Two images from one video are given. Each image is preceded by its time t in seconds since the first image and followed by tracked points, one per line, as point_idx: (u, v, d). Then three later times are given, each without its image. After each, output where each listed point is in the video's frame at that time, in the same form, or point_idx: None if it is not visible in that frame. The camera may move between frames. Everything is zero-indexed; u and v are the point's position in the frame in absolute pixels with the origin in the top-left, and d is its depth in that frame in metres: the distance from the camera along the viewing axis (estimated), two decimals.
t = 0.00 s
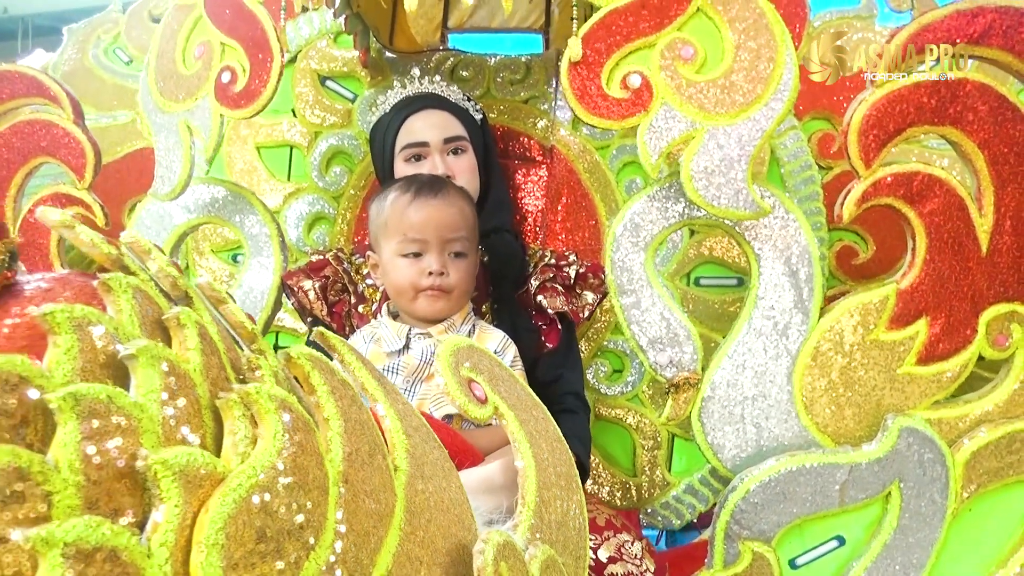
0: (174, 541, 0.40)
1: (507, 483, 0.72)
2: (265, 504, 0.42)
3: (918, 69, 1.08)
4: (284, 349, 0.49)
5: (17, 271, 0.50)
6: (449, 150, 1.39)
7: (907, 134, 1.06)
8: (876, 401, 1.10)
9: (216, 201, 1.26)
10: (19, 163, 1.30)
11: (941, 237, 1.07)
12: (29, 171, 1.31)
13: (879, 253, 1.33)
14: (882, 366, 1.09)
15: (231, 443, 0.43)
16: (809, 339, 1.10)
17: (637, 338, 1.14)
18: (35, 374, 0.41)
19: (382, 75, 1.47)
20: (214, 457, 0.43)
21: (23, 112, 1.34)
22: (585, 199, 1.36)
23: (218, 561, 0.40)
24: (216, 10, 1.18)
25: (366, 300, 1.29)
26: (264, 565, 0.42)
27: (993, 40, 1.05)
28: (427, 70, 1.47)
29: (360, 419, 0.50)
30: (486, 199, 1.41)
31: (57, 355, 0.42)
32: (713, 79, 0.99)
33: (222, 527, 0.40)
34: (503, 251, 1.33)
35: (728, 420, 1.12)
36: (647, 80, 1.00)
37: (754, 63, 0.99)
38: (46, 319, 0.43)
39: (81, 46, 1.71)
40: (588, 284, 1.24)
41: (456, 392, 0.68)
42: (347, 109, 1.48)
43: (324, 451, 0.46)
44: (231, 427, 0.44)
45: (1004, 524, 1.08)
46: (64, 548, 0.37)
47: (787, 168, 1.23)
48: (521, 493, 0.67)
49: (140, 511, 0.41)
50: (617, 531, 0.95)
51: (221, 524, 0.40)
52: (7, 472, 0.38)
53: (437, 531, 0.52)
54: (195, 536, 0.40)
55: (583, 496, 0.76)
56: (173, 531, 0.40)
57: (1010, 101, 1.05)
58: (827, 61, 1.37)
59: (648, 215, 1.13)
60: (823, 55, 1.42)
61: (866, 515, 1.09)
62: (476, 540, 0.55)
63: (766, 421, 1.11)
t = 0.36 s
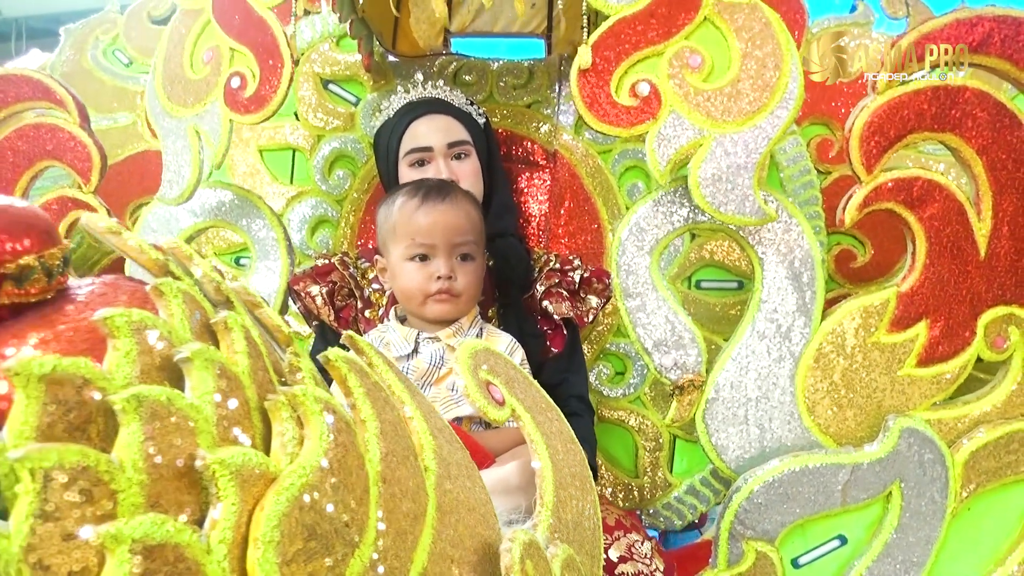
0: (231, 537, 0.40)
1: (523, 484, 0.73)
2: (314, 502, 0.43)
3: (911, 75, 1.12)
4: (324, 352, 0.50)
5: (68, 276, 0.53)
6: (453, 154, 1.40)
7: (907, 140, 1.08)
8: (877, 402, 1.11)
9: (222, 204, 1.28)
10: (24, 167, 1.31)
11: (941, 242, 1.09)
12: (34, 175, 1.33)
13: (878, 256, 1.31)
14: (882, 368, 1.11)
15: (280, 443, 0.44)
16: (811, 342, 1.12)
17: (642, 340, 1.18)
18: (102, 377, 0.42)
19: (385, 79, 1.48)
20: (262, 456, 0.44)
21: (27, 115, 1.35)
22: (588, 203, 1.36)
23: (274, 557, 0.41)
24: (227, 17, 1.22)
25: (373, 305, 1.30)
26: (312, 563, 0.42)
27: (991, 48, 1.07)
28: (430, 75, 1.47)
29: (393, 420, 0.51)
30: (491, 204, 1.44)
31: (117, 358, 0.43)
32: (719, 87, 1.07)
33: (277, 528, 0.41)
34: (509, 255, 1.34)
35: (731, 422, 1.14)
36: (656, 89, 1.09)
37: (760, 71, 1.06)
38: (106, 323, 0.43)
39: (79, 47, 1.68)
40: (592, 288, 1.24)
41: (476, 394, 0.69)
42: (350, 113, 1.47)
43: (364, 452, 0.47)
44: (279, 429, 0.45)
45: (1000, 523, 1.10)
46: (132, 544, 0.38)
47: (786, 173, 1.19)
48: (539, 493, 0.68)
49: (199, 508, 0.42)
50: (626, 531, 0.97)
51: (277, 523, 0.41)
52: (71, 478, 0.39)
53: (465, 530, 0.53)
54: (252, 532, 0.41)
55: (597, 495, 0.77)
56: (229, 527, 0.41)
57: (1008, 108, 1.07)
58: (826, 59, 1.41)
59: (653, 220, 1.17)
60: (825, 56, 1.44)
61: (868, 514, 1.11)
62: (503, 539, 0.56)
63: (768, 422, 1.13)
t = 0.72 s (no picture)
0: (268, 532, 0.40)
1: (530, 482, 0.76)
2: (344, 497, 0.43)
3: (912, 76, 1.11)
4: (347, 354, 0.51)
5: (102, 280, 0.52)
6: (449, 157, 1.40)
7: (902, 145, 1.10)
8: (872, 402, 1.13)
9: (224, 208, 1.30)
10: (25, 169, 1.32)
11: (935, 245, 1.11)
12: (34, 177, 1.34)
13: (871, 258, 1.32)
14: (879, 369, 1.13)
15: (310, 442, 0.44)
16: (807, 343, 1.14)
17: (641, 342, 1.21)
18: (144, 376, 0.42)
19: (384, 82, 1.49)
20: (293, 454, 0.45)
21: (28, 118, 1.36)
22: (586, 206, 1.37)
23: (309, 551, 0.40)
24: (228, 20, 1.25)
25: (371, 311, 1.30)
26: (345, 560, 0.42)
27: (983, 55, 1.08)
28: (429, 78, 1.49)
29: (410, 419, 0.52)
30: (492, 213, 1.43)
31: (158, 358, 0.44)
32: (719, 93, 1.13)
33: (309, 524, 0.41)
34: (508, 262, 1.36)
35: (730, 421, 1.16)
36: (658, 93, 1.14)
37: (760, 77, 1.12)
38: (147, 324, 0.44)
39: (78, 50, 1.69)
40: (590, 292, 1.26)
41: (486, 395, 0.70)
42: (349, 116, 1.47)
43: (388, 451, 0.48)
44: (308, 428, 0.45)
45: (992, 521, 1.12)
46: (175, 538, 0.38)
47: (781, 176, 1.20)
48: (547, 492, 0.69)
49: (235, 505, 0.43)
50: (629, 529, 0.98)
51: (312, 520, 0.41)
52: (113, 476, 0.40)
53: (480, 527, 0.54)
54: (288, 527, 0.41)
55: (602, 495, 0.78)
56: (266, 521, 0.40)
57: (999, 113, 1.09)
58: (827, 58, 1.38)
59: (650, 223, 1.21)
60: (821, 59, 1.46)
61: (863, 513, 1.13)
62: (515, 536, 0.57)
63: (766, 422, 1.15)
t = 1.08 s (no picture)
0: (296, 525, 0.42)
1: (533, 480, 0.78)
2: (367, 492, 0.44)
3: (909, 78, 1.12)
4: (363, 354, 0.53)
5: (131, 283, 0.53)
6: (450, 164, 1.40)
7: (892, 151, 1.12)
8: (864, 403, 1.15)
9: (223, 210, 1.33)
10: (23, 172, 1.33)
11: (925, 249, 1.13)
12: (33, 179, 1.34)
13: (862, 261, 1.35)
14: (870, 370, 1.15)
15: (333, 439, 0.46)
16: (801, 344, 1.16)
17: (638, 344, 1.23)
18: (177, 375, 0.44)
19: (382, 86, 1.49)
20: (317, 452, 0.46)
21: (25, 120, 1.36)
22: (581, 210, 1.39)
23: (336, 544, 0.42)
24: (229, 25, 1.26)
25: (368, 314, 1.32)
26: (370, 554, 0.44)
27: (971, 63, 1.11)
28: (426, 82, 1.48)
29: (423, 418, 0.53)
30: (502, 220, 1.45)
31: (190, 358, 0.45)
32: (714, 100, 1.15)
33: (339, 517, 0.42)
34: (504, 266, 1.37)
35: (725, 422, 1.18)
36: (654, 100, 1.17)
37: (754, 85, 1.14)
38: (178, 326, 0.45)
39: (73, 52, 1.69)
40: (584, 293, 1.29)
41: (490, 394, 0.72)
42: (346, 119, 1.48)
43: (404, 449, 0.49)
44: (331, 426, 0.47)
45: (980, 518, 1.15)
46: (212, 531, 0.39)
47: (773, 181, 1.22)
48: (551, 489, 0.71)
49: (264, 500, 0.44)
50: (627, 528, 1.00)
51: (340, 514, 0.42)
52: (155, 472, 0.40)
53: (489, 523, 0.55)
54: (315, 519, 0.42)
55: (602, 493, 0.79)
56: (295, 514, 0.42)
57: (986, 119, 1.11)
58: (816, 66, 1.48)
59: (644, 227, 1.23)
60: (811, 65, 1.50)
61: (854, 511, 1.15)
62: (524, 531, 0.58)
63: (760, 423, 1.17)
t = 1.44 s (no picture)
0: (317, 516, 0.43)
1: (534, 477, 0.80)
2: (382, 485, 0.46)
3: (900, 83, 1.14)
4: (375, 353, 0.54)
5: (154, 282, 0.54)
6: (452, 161, 1.38)
7: (884, 155, 1.14)
8: (855, 402, 1.18)
9: (223, 211, 1.34)
10: (24, 171, 1.34)
11: (915, 250, 1.16)
12: (33, 179, 1.35)
13: (853, 263, 1.37)
14: (860, 370, 1.17)
15: (349, 434, 0.47)
16: (793, 344, 1.18)
17: (634, 343, 1.25)
18: (204, 372, 0.45)
19: (380, 88, 1.49)
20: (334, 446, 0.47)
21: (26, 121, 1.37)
22: (577, 211, 1.41)
23: (354, 535, 0.43)
24: (230, 28, 1.31)
25: (368, 311, 1.33)
26: (386, 544, 0.45)
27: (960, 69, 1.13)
28: (423, 85, 1.49)
29: (431, 415, 0.55)
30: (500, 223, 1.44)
31: (216, 356, 0.46)
32: (710, 104, 1.18)
33: (358, 508, 0.44)
34: (503, 264, 1.37)
35: (718, 421, 1.20)
36: (651, 104, 1.19)
37: (749, 89, 1.17)
38: (204, 325, 0.46)
39: (72, 52, 1.69)
40: (583, 294, 1.28)
41: (493, 393, 0.73)
42: (344, 121, 1.48)
43: (416, 444, 0.51)
44: (347, 422, 0.48)
45: (968, 515, 1.17)
46: (238, 521, 0.40)
47: (766, 183, 1.24)
48: (552, 486, 0.72)
49: (286, 491, 0.45)
50: (624, 524, 1.02)
51: (358, 506, 0.44)
52: (181, 464, 0.42)
53: (494, 517, 0.57)
54: (334, 511, 0.44)
55: (601, 490, 0.81)
56: (316, 506, 0.43)
57: (975, 124, 1.14)
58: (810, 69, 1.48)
59: (641, 228, 1.25)
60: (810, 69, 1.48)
61: (845, 508, 1.17)
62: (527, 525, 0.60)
63: (753, 421, 1.19)
